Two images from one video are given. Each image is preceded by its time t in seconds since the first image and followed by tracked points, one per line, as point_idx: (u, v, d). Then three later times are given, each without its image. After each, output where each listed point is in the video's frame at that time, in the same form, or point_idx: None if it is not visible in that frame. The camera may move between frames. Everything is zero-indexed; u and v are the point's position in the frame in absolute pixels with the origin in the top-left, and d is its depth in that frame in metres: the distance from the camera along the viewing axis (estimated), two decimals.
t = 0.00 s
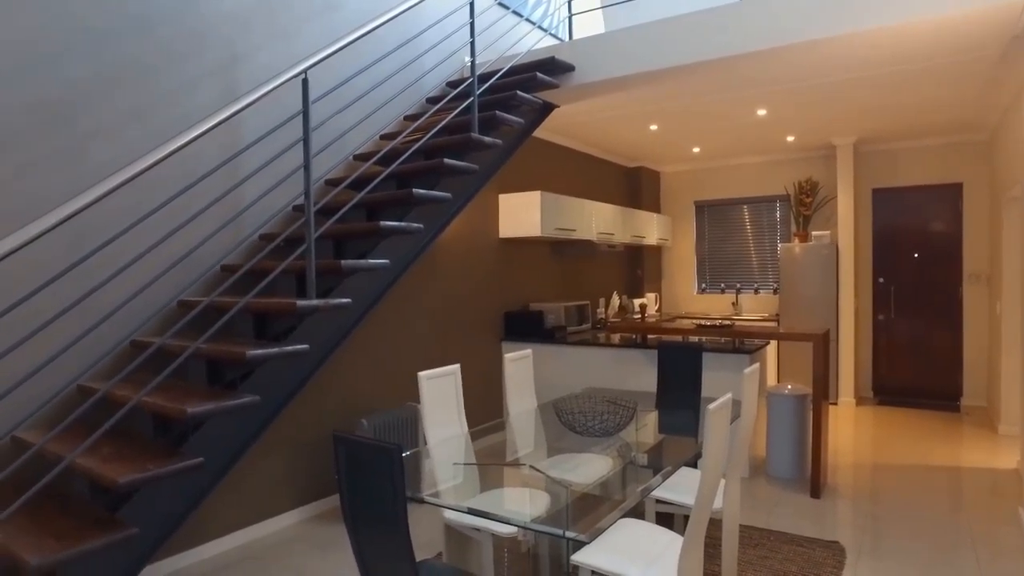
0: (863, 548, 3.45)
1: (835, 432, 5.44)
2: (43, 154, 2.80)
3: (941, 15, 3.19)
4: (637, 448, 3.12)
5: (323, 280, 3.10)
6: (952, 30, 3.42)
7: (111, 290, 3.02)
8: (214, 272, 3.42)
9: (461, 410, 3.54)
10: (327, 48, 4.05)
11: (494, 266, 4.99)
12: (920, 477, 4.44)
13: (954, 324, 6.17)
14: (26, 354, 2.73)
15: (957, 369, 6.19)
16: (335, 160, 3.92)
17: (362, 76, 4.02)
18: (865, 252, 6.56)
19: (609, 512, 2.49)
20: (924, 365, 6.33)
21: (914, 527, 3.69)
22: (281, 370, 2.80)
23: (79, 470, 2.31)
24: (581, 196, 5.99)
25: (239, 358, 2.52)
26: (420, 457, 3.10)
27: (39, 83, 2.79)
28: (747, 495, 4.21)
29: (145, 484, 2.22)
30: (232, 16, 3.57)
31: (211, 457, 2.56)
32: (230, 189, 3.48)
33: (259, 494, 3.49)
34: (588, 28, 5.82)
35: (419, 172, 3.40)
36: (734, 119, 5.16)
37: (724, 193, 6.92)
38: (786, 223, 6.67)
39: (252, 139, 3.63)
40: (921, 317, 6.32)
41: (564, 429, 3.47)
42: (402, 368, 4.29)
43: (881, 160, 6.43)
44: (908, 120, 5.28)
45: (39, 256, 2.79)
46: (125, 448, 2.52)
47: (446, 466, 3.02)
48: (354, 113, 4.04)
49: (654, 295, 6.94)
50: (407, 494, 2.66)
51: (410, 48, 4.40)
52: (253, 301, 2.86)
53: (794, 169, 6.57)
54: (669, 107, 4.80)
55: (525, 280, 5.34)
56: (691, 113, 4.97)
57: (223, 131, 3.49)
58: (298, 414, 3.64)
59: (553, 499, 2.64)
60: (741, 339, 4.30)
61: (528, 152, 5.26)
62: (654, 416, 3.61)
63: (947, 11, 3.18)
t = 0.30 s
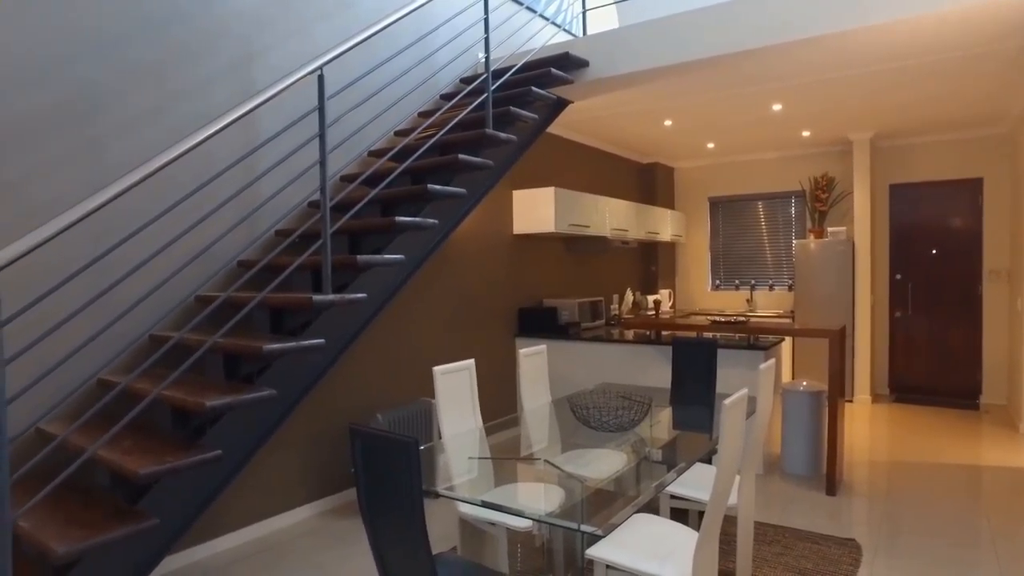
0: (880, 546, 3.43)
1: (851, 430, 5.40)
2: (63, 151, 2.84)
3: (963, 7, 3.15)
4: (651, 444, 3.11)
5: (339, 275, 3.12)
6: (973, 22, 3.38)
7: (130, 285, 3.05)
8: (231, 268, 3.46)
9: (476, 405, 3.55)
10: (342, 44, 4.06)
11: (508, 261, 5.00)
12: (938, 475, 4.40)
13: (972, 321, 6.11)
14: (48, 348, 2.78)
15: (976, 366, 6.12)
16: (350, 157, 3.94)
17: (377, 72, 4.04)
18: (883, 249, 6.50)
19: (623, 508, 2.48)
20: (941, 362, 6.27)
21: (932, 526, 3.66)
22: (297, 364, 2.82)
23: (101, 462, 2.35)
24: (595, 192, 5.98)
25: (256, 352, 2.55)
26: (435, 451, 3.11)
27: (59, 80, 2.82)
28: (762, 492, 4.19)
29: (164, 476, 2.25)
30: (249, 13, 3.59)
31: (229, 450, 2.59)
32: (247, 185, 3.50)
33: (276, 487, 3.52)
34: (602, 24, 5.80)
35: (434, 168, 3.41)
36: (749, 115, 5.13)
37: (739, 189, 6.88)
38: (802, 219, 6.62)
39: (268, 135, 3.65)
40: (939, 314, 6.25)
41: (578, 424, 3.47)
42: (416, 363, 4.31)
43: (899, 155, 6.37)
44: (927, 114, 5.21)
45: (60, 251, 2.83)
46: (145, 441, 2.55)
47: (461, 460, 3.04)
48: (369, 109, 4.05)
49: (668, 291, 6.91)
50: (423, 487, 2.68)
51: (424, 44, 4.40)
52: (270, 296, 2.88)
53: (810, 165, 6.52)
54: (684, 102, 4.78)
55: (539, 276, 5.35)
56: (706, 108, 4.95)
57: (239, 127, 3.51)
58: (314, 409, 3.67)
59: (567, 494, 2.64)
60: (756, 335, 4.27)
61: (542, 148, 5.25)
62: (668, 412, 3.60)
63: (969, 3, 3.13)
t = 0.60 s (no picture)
0: (896, 544, 3.41)
1: (867, 428, 5.37)
2: (83, 149, 2.89)
3: None
4: (665, 440, 3.12)
5: (355, 271, 3.14)
6: (998, 14, 3.33)
7: (149, 282, 3.09)
8: (248, 264, 3.49)
9: (491, 400, 3.57)
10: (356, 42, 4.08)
11: (521, 258, 5.00)
12: (956, 473, 4.36)
13: (991, 318, 6.05)
14: (71, 344, 2.83)
15: (995, 364, 6.06)
16: (365, 153, 3.96)
17: (391, 69, 4.05)
18: (900, 245, 6.44)
19: (637, 504, 2.49)
20: (959, 360, 6.20)
21: (950, 524, 3.63)
22: (314, 359, 2.84)
23: (122, 454, 2.39)
24: (608, 188, 5.96)
25: (273, 347, 2.58)
26: (451, 446, 3.14)
27: (78, 80, 2.87)
28: (777, 489, 4.18)
29: (184, 468, 2.28)
30: (265, 11, 3.62)
31: (247, 443, 2.62)
32: (263, 182, 3.54)
33: (292, 480, 3.56)
34: (616, 19, 5.78)
35: (449, 164, 3.43)
36: (764, 110, 5.10)
37: (754, 185, 6.84)
38: (817, 215, 6.56)
39: (284, 133, 3.68)
40: (957, 311, 6.19)
41: (592, 420, 3.48)
42: (431, 359, 4.33)
43: (916, 151, 6.31)
44: (944, 109, 5.16)
45: (81, 248, 2.87)
46: (165, 434, 2.59)
47: (476, 454, 3.06)
48: (383, 106, 4.07)
49: (682, 288, 6.90)
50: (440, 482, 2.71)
51: (438, 41, 4.42)
52: (287, 291, 2.91)
53: (826, 160, 6.46)
54: (698, 98, 4.76)
55: (553, 273, 5.35)
56: (721, 104, 4.92)
57: (256, 125, 3.54)
58: (329, 404, 3.70)
59: (581, 489, 2.65)
60: (771, 331, 4.26)
61: (555, 144, 5.25)
62: (683, 409, 3.60)
63: None
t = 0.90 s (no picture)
0: (919, 543, 3.37)
1: (888, 426, 5.32)
2: (110, 148, 2.94)
3: None
4: (685, 437, 3.11)
5: (375, 267, 3.16)
6: (1007, 9, 3.31)
7: (174, 278, 3.14)
8: (269, 260, 3.52)
9: (511, 396, 3.58)
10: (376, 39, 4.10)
11: (539, 255, 5.01)
12: (980, 473, 4.30)
13: (1015, 316, 5.96)
14: (98, 338, 2.88)
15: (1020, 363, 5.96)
16: (384, 151, 3.98)
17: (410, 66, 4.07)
18: (922, 242, 6.36)
19: (658, 500, 2.48)
20: (983, 359, 6.12)
21: (974, 524, 3.59)
22: (335, 354, 2.87)
23: (149, 446, 2.43)
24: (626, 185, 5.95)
25: (296, 342, 2.60)
26: (471, 441, 3.15)
27: (105, 79, 2.92)
28: (797, 487, 4.16)
29: (209, 461, 2.32)
30: (286, 10, 3.65)
31: (270, 437, 2.65)
32: (284, 179, 3.57)
33: (313, 474, 3.60)
34: (635, 15, 5.76)
35: (468, 161, 3.43)
36: (784, 105, 5.05)
37: (773, 181, 6.79)
38: (838, 211, 6.50)
39: (305, 130, 3.72)
40: (981, 309, 6.11)
41: (612, 416, 3.48)
42: (449, 354, 4.35)
43: (939, 146, 6.23)
44: (967, 103, 5.08)
45: (109, 244, 2.92)
46: (190, 427, 2.63)
47: (496, 449, 3.07)
48: (403, 102, 4.09)
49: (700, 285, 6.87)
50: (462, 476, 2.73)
51: (457, 37, 4.43)
52: (309, 287, 2.94)
53: (847, 156, 6.40)
54: (717, 94, 4.73)
55: (571, 270, 5.35)
56: (740, 100, 4.89)
57: (277, 122, 3.58)
58: (350, 399, 3.74)
59: (601, 484, 2.65)
60: (790, 328, 4.23)
61: (573, 140, 5.25)
62: (702, 405, 3.58)
63: None
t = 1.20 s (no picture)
0: (947, 544, 3.32)
1: (915, 425, 5.25)
2: (141, 144, 2.99)
3: None
4: (709, 434, 3.09)
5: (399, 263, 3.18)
6: None
7: (203, 273, 3.18)
8: (295, 256, 3.56)
9: (534, 392, 3.58)
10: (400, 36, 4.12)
11: (561, 251, 5.01)
12: (1010, 473, 4.23)
13: None
14: (130, 333, 2.93)
15: None
16: (408, 147, 4.00)
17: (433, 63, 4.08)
18: (950, 238, 6.27)
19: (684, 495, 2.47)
20: (1012, 357, 6.01)
21: (1004, 525, 3.53)
22: (361, 349, 2.89)
23: (179, 439, 2.47)
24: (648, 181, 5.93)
25: (322, 337, 2.62)
26: (494, 436, 3.16)
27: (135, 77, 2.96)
28: (822, 485, 4.12)
29: (237, 453, 2.35)
30: (311, 7, 3.68)
31: (295, 430, 2.68)
32: (310, 175, 3.60)
33: (337, 468, 3.63)
34: (657, 10, 5.73)
35: (491, 157, 3.44)
36: (808, 100, 5.00)
37: (796, 177, 6.73)
38: (862, 207, 6.43)
39: (330, 127, 3.74)
40: (1010, 307, 6.01)
41: (635, 413, 3.47)
42: (471, 351, 4.36)
43: (967, 141, 6.13)
44: (996, 97, 4.99)
45: (140, 240, 2.97)
46: (218, 420, 2.67)
47: (519, 445, 3.08)
48: (426, 99, 4.11)
49: (721, 282, 6.82)
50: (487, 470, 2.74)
51: (480, 34, 4.43)
52: (334, 283, 2.96)
53: (872, 151, 6.31)
54: (740, 89, 4.69)
55: (592, 266, 5.34)
56: (764, 95, 4.85)
57: (303, 119, 3.61)
58: (373, 394, 3.76)
59: (626, 480, 2.64)
60: (814, 325, 4.19)
61: (595, 136, 5.23)
62: (726, 402, 3.56)
63: None
